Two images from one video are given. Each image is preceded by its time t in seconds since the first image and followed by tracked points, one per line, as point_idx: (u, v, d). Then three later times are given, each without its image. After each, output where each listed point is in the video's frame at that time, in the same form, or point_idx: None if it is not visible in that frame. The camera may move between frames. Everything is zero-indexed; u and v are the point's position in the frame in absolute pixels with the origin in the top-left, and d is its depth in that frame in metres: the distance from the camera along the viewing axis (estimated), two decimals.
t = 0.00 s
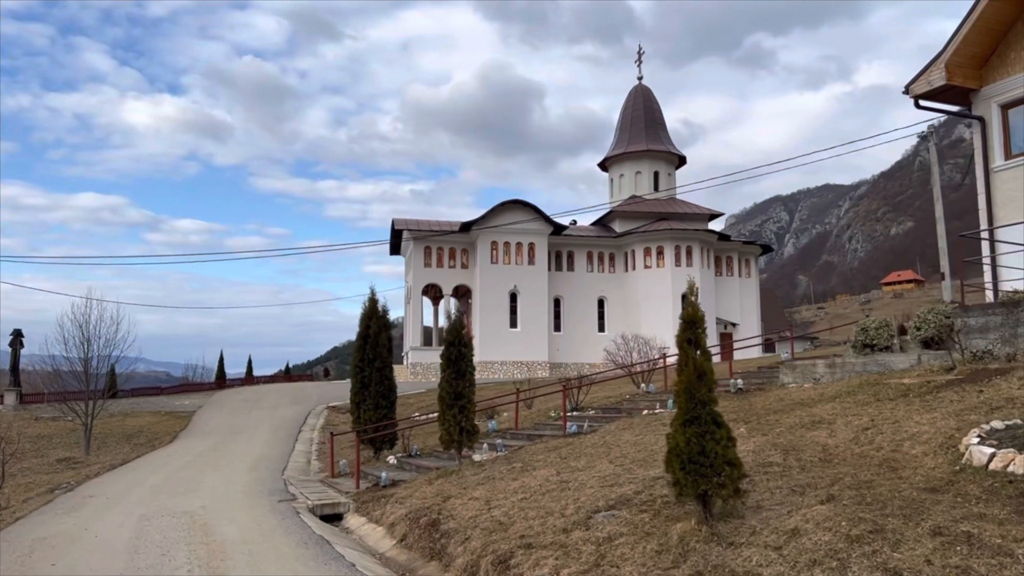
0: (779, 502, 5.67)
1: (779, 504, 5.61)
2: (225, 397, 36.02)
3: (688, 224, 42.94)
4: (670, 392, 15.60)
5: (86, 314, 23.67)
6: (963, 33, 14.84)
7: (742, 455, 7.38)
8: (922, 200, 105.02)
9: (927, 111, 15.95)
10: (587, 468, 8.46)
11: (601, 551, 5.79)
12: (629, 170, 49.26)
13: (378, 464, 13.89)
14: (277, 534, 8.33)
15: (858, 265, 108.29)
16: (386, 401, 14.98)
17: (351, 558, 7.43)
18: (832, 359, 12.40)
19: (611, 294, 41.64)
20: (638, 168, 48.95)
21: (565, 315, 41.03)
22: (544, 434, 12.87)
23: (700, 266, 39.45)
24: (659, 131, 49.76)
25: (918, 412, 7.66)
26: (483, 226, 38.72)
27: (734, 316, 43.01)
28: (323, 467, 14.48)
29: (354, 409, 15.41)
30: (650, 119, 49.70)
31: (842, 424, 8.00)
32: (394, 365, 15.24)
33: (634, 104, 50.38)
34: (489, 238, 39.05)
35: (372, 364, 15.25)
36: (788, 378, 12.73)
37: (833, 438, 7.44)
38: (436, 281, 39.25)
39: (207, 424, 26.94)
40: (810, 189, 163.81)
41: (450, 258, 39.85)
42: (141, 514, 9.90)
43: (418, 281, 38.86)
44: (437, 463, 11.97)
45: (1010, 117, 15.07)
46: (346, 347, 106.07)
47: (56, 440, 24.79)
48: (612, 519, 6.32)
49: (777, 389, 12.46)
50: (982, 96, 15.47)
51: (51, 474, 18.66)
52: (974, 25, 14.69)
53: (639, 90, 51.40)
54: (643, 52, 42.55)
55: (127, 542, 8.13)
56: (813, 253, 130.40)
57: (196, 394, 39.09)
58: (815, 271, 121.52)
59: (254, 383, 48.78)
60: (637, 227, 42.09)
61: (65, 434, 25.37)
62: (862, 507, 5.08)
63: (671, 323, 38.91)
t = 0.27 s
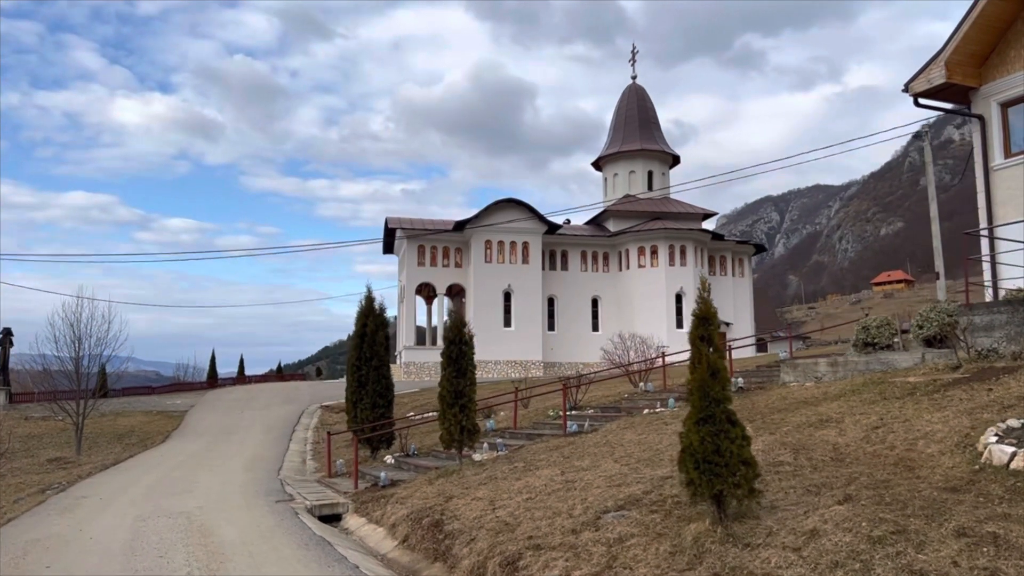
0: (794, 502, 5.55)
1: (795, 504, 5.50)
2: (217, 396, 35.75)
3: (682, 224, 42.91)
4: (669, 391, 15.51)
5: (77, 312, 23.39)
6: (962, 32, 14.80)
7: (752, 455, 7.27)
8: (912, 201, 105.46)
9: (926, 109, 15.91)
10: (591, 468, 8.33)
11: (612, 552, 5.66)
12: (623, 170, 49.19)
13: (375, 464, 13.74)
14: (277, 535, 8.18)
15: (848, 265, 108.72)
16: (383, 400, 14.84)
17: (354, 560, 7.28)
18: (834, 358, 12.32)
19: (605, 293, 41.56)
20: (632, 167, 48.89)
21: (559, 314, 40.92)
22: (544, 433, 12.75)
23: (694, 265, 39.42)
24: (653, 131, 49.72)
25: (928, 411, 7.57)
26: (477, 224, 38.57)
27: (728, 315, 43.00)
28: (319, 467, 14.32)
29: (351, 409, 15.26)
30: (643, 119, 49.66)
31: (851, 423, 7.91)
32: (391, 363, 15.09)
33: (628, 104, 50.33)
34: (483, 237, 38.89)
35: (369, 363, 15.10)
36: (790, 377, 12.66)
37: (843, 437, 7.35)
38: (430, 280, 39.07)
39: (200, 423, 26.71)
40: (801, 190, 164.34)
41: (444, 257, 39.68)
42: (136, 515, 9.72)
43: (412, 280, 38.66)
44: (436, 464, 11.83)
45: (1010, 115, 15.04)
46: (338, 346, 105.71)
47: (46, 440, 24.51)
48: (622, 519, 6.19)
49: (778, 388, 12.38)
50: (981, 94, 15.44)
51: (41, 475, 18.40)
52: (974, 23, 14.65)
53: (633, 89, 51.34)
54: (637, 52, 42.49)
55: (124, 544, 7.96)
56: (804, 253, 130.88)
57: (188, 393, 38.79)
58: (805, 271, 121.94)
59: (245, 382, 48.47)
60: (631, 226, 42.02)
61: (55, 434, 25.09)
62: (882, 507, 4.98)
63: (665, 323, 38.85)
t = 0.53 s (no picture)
0: (809, 507, 5.44)
1: (810, 509, 5.38)
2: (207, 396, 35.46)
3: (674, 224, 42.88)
4: (667, 392, 15.42)
5: (66, 312, 23.09)
6: (961, 32, 14.77)
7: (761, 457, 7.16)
8: (900, 202, 106.01)
9: (925, 109, 15.87)
10: (595, 471, 8.21)
11: (623, 559, 5.53)
12: (616, 170, 49.14)
13: (371, 466, 13.59)
14: (275, 541, 8.02)
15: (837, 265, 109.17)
16: (379, 401, 14.68)
17: (356, 566, 7.13)
18: (835, 359, 12.26)
19: (598, 293, 41.48)
20: (624, 167, 48.84)
21: (552, 314, 40.82)
22: (543, 435, 12.61)
23: (686, 265, 39.40)
24: (645, 131, 49.69)
25: (937, 413, 7.48)
26: (470, 224, 38.40)
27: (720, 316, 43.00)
28: (314, 469, 14.14)
29: (345, 410, 15.08)
30: (636, 119, 49.61)
31: (859, 425, 7.81)
32: (387, 364, 14.95)
33: (621, 104, 50.27)
34: (475, 236, 38.74)
35: (365, 364, 14.95)
36: (790, 378, 12.58)
37: (851, 439, 7.25)
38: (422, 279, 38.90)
39: (191, 424, 26.45)
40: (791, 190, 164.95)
41: (436, 256, 39.49)
42: (129, 520, 9.54)
43: (404, 279, 38.47)
44: (434, 466, 11.69)
45: (1008, 115, 15.02)
46: (328, 345, 105.32)
47: (34, 441, 24.21)
48: (631, 525, 6.06)
49: (778, 390, 12.31)
50: (979, 94, 15.41)
51: (30, 477, 18.14)
52: (972, 23, 14.61)
53: (625, 89, 51.29)
54: (630, 52, 42.42)
55: (118, 550, 7.79)
56: (793, 254, 131.38)
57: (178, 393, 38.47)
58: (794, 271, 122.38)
59: (236, 382, 48.14)
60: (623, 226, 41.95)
61: (43, 435, 24.77)
62: (901, 512, 4.88)
63: (657, 323, 38.79)
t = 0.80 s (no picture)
0: (823, 511, 5.34)
1: (824, 512, 5.29)
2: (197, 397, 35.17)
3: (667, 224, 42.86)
4: (664, 392, 15.34)
5: (55, 311, 22.77)
6: (959, 32, 14.76)
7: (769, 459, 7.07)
8: (889, 202, 106.56)
9: (921, 110, 15.86)
10: (598, 474, 8.08)
11: (634, 564, 5.42)
12: (608, 170, 49.08)
13: (367, 467, 13.43)
14: (272, 545, 7.87)
15: (826, 265, 109.49)
16: (375, 402, 14.52)
17: (356, 571, 7.00)
18: (835, 359, 12.20)
19: (591, 293, 41.40)
20: (617, 167, 48.80)
21: (544, 314, 40.72)
22: (541, 436, 12.51)
23: (679, 265, 39.39)
24: (638, 131, 49.67)
25: (945, 414, 7.42)
26: (462, 224, 38.25)
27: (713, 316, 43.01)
28: (309, 471, 13.97)
29: (341, 411, 14.94)
30: (628, 119, 49.58)
31: (866, 426, 7.73)
32: (383, 365, 14.81)
33: (614, 104, 50.24)
34: (468, 236, 38.57)
35: (361, 364, 14.80)
36: (791, 378, 12.52)
37: (859, 441, 7.16)
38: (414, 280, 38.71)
39: (181, 425, 26.19)
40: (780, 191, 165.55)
41: (429, 256, 39.32)
42: (123, 523, 9.37)
43: (396, 279, 38.27)
44: (432, 468, 11.55)
45: (1005, 116, 15.02)
46: (318, 346, 104.86)
47: (23, 442, 23.89)
48: (640, 529, 5.96)
49: (779, 390, 12.25)
50: (976, 95, 15.41)
51: (19, 479, 17.88)
52: (971, 23, 14.61)
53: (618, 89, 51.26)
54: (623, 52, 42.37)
55: (113, 554, 7.63)
56: (783, 254, 131.72)
57: (168, 394, 38.14)
58: (784, 272, 122.70)
59: (226, 383, 47.78)
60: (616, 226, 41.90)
61: (32, 436, 24.44)
62: (919, 516, 4.79)
63: (650, 323, 38.77)
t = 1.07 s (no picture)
0: (845, 512, 5.25)
1: (847, 514, 5.20)
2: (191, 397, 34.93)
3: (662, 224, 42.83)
4: (666, 393, 15.26)
5: (50, 311, 22.56)
6: (962, 31, 14.72)
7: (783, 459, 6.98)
8: (881, 204, 107.01)
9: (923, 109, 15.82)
10: (607, 474, 7.99)
11: (652, 566, 5.31)
12: (604, 170, 49.03)
13: (368, 468, 13.31)
14: (277, 547, 7.77)
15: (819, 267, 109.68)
16: (375, 403, 14.38)
17: (364, 573, 6.89)
18: (840, 359, 12.16)
19: (587, 293, 41.32)
20: (613, 168, 48.76)
21: (540, 314, 40.62)
22: (544, 436, 12.40)
23: (675, 266, 39.37)
24: (633, 131, 49.64)
25: (960, 415, 7.35)
26: (458, 224, 38.12)
27: (708, 316, 43.02)
28: (308, 472, 13.82)
29: (342, 411, 14.81)
30: (624, 119, 49.55)
31: (879, 426, 7.66)
32: (383, 365, 14.66)
33: (609, 104, 50.18)
34: (464, 236, 38.45)
35: (361, 364, 14.66)
36: (794, 378, 12.47)
37: (874, 441, 7.09)
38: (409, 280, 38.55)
39: (176, 426, 25.99)
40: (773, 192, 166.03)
41: (425, 256, 39.17)
42: (123, 525, 9.23)
43: (391, 279, 38.10)
44: (435, 468, 11.44)
45: (1007, 116, 14.99)
46: (311, 346, 104.51)
47: (16, 443, 23.65)
48: (657, 530, 5.85)
49: (783, 390, 12.20)
50: (978, 94, 15.38)
51: (13, 480, 17.68)
52: (973, 22, 14.57)
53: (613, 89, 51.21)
54: (619, 52, 42.32)
55: (114, 556, 7.49)
56: (776, 255, 131.88)
57: (162, 394, 37.87)
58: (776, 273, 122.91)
59: (220, 383, 47.54)
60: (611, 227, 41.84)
61: (26, 437, 24.21)
62: (945, 518, 4.72)
63: (646, 323, 38.73)
